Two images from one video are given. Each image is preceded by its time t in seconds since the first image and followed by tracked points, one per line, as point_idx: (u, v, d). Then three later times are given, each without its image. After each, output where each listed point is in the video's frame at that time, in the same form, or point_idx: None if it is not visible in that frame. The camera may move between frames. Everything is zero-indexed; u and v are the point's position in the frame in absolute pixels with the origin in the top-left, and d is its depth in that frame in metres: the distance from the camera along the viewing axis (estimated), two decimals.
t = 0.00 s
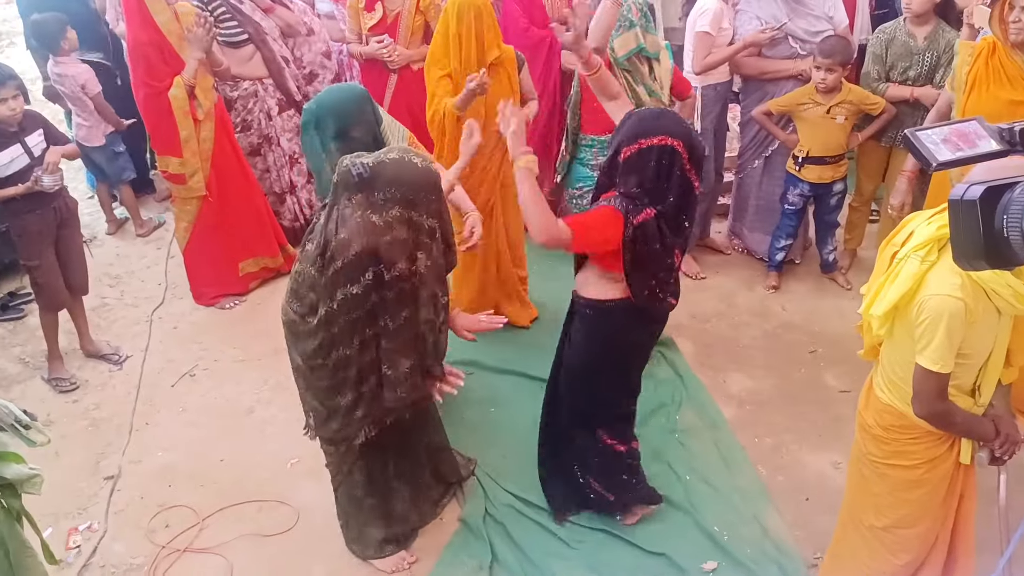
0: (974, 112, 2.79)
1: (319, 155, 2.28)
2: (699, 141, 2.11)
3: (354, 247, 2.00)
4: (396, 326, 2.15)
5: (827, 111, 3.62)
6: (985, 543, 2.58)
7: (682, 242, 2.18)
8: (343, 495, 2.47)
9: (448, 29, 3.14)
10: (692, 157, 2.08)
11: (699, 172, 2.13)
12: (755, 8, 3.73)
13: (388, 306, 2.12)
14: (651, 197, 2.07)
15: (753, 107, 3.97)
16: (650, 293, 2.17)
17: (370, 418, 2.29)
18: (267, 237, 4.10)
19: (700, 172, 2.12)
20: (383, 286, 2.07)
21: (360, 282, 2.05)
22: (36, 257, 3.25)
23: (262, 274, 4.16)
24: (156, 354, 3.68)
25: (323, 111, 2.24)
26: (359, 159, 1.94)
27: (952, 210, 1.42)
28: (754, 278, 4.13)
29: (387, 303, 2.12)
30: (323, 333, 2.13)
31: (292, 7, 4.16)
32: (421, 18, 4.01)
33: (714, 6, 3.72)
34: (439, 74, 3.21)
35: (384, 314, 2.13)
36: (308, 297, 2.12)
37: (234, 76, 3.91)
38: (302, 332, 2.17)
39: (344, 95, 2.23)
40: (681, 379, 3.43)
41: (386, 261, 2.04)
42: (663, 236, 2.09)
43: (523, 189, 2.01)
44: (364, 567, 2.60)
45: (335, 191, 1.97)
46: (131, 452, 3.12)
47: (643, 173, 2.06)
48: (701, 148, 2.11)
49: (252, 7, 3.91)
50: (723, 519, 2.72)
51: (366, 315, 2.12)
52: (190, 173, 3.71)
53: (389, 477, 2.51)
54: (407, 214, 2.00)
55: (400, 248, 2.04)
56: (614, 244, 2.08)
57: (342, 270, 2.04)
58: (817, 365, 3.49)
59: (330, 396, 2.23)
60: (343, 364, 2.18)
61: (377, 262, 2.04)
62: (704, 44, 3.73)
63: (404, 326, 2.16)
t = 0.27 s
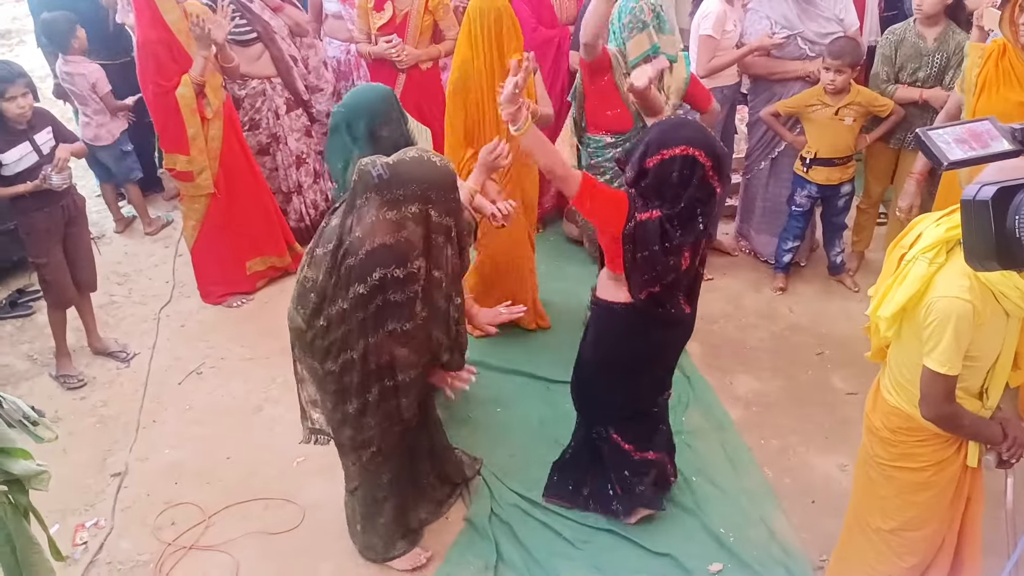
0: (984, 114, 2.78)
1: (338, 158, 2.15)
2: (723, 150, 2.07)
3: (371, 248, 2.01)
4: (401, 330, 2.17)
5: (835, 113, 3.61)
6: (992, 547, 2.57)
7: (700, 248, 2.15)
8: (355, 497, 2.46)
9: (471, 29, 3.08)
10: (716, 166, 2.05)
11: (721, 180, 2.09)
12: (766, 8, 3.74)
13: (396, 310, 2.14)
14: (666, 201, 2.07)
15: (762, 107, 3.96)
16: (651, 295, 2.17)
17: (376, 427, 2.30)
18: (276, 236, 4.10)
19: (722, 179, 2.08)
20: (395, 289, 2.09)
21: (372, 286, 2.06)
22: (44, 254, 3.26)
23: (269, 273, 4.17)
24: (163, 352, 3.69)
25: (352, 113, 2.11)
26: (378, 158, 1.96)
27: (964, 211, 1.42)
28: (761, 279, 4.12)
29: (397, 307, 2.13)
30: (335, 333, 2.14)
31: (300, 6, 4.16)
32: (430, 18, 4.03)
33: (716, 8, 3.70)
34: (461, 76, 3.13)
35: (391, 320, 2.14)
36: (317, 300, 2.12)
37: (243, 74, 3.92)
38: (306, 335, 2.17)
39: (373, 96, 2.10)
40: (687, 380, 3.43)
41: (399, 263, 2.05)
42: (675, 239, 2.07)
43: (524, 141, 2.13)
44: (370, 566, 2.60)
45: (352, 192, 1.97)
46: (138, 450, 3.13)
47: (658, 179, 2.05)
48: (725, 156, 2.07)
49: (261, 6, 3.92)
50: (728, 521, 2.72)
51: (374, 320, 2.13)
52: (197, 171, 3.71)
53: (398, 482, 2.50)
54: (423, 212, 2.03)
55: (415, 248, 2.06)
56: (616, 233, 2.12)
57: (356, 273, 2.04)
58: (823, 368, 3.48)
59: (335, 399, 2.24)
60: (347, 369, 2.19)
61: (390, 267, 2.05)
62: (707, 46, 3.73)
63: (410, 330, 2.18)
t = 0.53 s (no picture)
0: (991, 116, 2.77)
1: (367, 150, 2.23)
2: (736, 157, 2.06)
3: (395, 247, 2.04)
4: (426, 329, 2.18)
5: (842, 114, 3.61)
6: (997, 550, 2.57)
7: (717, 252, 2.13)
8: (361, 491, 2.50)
9: (481, 25, 3.11)
10: (727, 174, 2.04)
11: (733, 189, 2.08)
12: (774, 9, 3.75)
13: (420, 309, 2.15)
14: (675, 203, 2.05)
15: (769, 108, 3.95)
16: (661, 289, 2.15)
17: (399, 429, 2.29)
18: (282, 236, 4.11)
19: (733, 185, 2.06)
20: (420, 287, 2.12)
21: (397, 285, 2.09)
22: (52, 253, 3.27)
23: (275, 272, 4.18)
24: (169, 351, 3.70)
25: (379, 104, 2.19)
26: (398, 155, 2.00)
27: (972, 212, 1.42)
28: (767, 281, 4.12)
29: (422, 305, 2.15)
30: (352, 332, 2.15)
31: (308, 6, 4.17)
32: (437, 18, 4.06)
33: (723, 12, 3.75)
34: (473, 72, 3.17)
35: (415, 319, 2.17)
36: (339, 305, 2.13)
37: (250, 74, 3.92)
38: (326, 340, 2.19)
39: (400, 85, 2.19)
40: (692, 381, 3.43)
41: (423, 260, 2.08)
42: (682, 238, 2.06)
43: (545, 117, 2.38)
44: (375, 565, 2.60)
45: (374, 194, 1.99)
46: (144, 448, 3.14)
47: (666, 180, 2.05)
48: (737, 162, 2.06)
49: (269, 6, 3.93)
50: (733, 522, 2.72)
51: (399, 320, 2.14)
52: (205, 171, 3.73)
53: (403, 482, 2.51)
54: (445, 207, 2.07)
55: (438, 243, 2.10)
56: (623, 223, 2.22)
57: (381, 274, 2.07)
58: (829, 370, 3.47)
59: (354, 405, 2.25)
60: (368, 371, 2.20)
61: (414, 266, 2.08)
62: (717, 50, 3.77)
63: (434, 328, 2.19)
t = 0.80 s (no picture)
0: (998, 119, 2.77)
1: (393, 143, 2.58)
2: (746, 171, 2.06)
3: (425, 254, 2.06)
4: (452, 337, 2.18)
5: (849, 117, 3.61)
6: (1002, 553, 2.56)
7: (725, 271, 2.10)
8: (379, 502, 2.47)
9: (488, 30, 3.13)
10: (732, 186, 2.03)
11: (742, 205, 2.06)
12: (780, 12, 3.75)
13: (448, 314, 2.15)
14: (684, 218, 2.06)
15: (776, 110, 3.95)
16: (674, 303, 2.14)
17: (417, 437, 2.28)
18: (288, 236, 4.13)
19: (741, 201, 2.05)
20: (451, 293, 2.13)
21: (424, 291, 2.10)
22: (59, 252, 3.29)
23: (281, 272, 4.19)
24: (176, 350, 3.71)
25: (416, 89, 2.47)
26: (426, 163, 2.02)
27: (977, 212, 1.42)
28: (772, 284, 4.11)
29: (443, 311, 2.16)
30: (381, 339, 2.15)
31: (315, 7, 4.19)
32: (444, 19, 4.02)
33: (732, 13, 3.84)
34: (474, 74, 3.19)
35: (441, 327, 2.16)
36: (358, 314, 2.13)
37: (257, 75, 3.94)
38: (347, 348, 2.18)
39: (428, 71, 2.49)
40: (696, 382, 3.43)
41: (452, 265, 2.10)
42: (690, 254, 2.06)
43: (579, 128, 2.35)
44: (379, 565, 2.61)
45: (402, 201, 2.01)
46: (150, 446, 3.15)
47: (673, 192, 2.06)
48: (745, 177, 2.05)
49: (276, 7, 3.95)
50: (737, 524, 2.72)
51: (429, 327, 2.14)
52: (211, 170, 3.74)
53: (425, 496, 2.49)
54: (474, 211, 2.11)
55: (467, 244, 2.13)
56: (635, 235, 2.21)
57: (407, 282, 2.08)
58: (834, 372, 3.47)
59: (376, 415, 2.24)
60: (391, 379, 2.19)
61: (441, 271, 2.10)
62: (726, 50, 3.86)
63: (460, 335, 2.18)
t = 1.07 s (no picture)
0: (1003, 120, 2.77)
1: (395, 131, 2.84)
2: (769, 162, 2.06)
3: (451, 247, 2.07)
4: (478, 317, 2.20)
5: (854, 118, 3.60)
6: (1007, 555, 2.56)
7: (742, 257, 2.10)
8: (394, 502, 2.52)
9: (492, 30, 3.14)
10: (752, 175, 2.04)
11: (762, 195, 2.07)
12: (784, 14, 3.74)
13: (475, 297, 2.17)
14: (703, 199, 2.05)
15: (781, 112, 3.96)
16: (688, 282, 2.12)
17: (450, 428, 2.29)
18: (294, 235, 4.14)
19: (760, 190, 2.05)
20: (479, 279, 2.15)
21: (453, 283, 2.10)
22: (67, 251, 3.30)
23: (287, 272, 4.20)
24: (182, 349, 3.72)
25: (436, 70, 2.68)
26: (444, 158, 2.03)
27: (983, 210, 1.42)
28: (777, 285, 4.12)
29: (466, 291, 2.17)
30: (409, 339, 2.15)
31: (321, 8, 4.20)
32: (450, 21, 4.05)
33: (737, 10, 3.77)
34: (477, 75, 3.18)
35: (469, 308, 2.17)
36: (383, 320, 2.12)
37: (263, 75, 3.95)
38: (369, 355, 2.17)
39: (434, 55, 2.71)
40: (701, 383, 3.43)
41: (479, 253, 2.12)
42: (709, 235, 2.05)
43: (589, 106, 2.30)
44: (384, 564, 2.62)
45: (419, 199, 2.03)
46: (156, 445, 3.16)
47: (694, 175, 2.06)
48: (767, 168, 2.06)
49: (283, 7, 3.96)
50: (742, 524, 2.72)
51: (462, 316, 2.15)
52: (218, 171, 3.75)
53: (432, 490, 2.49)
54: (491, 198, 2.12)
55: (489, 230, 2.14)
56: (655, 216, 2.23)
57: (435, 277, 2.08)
58: (838, 373, 3.47)
59: (402, 412, 2.27)
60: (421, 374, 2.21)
61: (467, 263, 2.11)
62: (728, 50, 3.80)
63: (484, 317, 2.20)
